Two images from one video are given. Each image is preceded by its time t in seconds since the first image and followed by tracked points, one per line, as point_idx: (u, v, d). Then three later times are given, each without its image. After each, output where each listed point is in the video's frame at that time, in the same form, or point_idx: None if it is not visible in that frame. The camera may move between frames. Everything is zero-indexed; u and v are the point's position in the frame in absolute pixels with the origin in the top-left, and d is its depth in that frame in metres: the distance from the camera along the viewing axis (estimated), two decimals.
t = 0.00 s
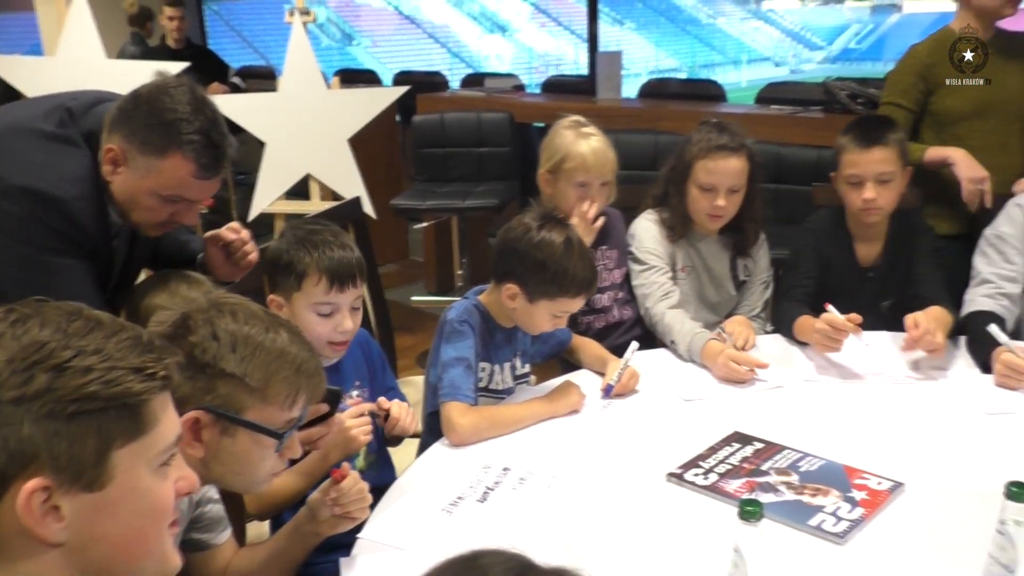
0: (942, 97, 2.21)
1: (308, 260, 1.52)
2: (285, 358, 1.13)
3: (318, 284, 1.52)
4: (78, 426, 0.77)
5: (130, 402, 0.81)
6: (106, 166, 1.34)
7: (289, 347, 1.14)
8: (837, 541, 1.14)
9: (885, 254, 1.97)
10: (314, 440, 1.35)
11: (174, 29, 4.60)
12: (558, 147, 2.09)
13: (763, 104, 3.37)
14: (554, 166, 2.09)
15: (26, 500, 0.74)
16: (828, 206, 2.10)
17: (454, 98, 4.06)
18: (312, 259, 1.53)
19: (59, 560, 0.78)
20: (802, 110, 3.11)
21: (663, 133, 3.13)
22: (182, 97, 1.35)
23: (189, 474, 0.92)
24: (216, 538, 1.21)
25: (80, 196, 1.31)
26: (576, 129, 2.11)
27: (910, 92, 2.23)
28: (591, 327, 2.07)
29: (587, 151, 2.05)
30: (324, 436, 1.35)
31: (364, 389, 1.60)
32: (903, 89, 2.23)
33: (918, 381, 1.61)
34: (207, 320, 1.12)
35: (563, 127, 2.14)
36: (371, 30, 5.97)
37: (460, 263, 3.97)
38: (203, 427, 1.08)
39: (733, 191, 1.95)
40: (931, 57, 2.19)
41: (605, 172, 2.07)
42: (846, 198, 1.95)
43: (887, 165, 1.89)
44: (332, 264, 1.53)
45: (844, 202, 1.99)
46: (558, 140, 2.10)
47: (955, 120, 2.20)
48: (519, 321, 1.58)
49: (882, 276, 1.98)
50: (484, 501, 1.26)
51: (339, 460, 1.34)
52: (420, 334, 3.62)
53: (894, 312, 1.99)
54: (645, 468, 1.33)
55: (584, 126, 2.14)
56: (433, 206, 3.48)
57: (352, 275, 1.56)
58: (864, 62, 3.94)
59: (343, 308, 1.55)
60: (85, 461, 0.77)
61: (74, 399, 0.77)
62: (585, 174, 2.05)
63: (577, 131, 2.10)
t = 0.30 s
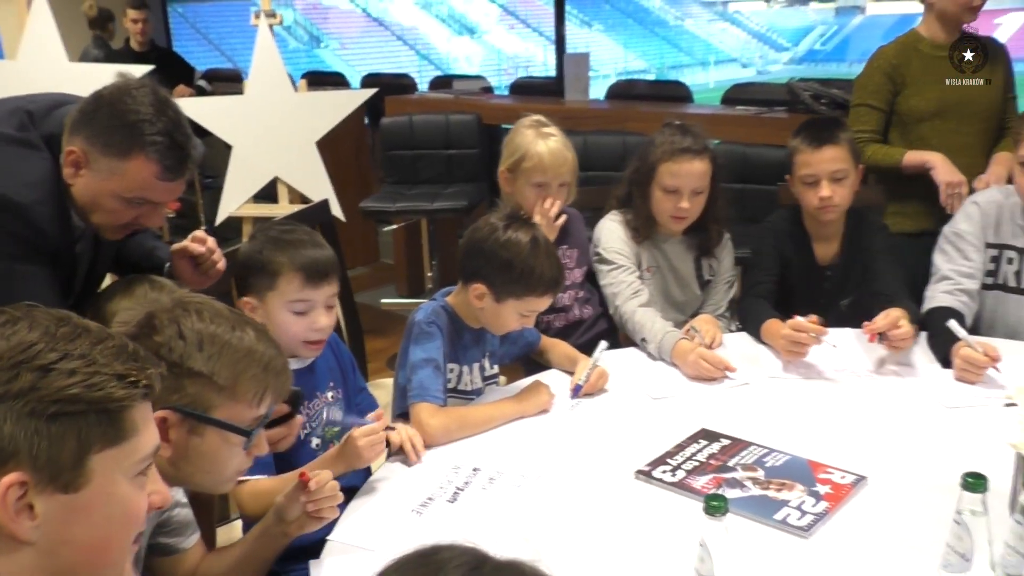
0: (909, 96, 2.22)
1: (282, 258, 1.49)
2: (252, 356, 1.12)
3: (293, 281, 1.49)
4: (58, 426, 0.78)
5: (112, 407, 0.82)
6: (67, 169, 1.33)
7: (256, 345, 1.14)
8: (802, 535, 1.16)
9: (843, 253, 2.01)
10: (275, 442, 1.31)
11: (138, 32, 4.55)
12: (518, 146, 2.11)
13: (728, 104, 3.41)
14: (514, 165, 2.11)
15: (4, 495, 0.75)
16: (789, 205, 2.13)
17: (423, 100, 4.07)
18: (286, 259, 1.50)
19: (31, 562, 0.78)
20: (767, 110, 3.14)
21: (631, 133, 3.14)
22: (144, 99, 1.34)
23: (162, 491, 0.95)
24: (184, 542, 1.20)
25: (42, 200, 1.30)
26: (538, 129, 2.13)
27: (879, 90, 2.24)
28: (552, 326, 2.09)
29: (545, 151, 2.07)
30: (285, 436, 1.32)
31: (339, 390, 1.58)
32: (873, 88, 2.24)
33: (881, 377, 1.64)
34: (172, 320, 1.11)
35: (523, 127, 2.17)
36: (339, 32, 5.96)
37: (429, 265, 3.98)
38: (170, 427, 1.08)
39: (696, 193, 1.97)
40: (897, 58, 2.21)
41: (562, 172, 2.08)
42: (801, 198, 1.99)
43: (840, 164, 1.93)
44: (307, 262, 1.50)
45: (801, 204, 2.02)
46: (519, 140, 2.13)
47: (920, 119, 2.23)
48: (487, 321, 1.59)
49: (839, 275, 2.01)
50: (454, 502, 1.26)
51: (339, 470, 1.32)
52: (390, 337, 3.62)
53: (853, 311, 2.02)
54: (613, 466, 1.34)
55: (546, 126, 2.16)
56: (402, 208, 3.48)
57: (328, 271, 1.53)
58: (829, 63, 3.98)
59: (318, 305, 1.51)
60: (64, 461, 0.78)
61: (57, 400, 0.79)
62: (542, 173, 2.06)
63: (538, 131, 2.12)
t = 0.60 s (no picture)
0: (892, 96, 2.25)
1: (222, 257, 1.49)
2: (204, 347, 1.12)
3: (223, 283, 1.47)
4: (59, 427, 0.82)
5: (110, 419, 0.86)
6: (24, 173, 1.31)
7: (207, 335, 1.13)
8: (768, 528, 1.18)
9: (806, 250, 2.04)
10: (231, 437, 1.32)
11: (102, 35, 4.50)
12: (481, 145, 2.12)
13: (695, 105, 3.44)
14: (476, 166, 2.11)
15: None
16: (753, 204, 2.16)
17: (393, 103, 4.08)
18: (224, 258, 1.49)
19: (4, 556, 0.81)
20: (733, 110, 3.18)
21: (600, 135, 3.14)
22: (104, 103, 1.33)
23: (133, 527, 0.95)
24: (150, 549, 1.17)
25: None
26: (500, 128, 2.14)
27: (864, 86, 2.26)
28: (519, 326, 2.08)
29: (507, 150, 2.08)
30: (241, 430, 1.33)
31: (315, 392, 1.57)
32: (857, 84, 2.27)
33: (847, 372, 1.66)
34: (121, 315, 1.10)
35: (485, 127, 2.17)
36: (307, 35, 5.94)
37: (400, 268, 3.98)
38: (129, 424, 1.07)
39: (661, 193, 1.99)
40: (885, 55, 2.22)
41: (525, 172, 2.10)
42: (766, 197, 2.01)
43: (802, 164, 1.96)
44: (238, 264, 1.47)
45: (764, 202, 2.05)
46: (481, 139, 2.13)
47: (904, 117, 2.25)
48: (454, 323, 1.60)
49: (803, 273, 2.05)
50: (425, 503, 1.26)
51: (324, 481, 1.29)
52: (361, 340, 3.61)
53: (817, 308, 2.06)
54: (584, 464, 1.35)
55: (508, 125, 2.17)
56: (372, 211, 3.48)
57: (256, 277, 1.47)
58: (795, 64, 4.04)
59: (247, 314, 1.46)
60: (57, 461, 0.81)
61: (64, 402, 0.83)
62: (506, 174, 2.08)
63: (500, 130, 2.13)
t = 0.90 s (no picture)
0: (867, 97, 2.28)
1: (183, 262, 1.47)
2: (142, 342, 1.16)
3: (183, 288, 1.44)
4: (34, 438, 0.82)
5: (84, 433, 0.86)
6: None
7: (144, 330, 1.18)
8: (732, 524, 1.19)
9: (767, 250, 2.08)
10: (193, 443, 1.31)
11: (61, 41, 4.45)
12: (449, 151, 2.12)
13: (659, 108, 3.47)
14: (446, 171, 2.12)
15: None
16: (715, 205, 2.19)
17: (358, 107, 4.08)
18: (185, 263, 1.46)
19: None
20: (695, 112, 3.22)
21: (565, 137, 3.17)
22: (55, 111, 1.37)
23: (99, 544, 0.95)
24: (111, 558, 1.16)
25: None
26: (466, 133, 2.14)
27: (840, 86, 2.29)
28: (491, 328, 2.08)
29: (476, 154, 2.08)
30: (203, 437, 1.32)
31: (279, 398, 1.57)
32: (834, 83, 2.29)
33: (810, 369, 1.69)
34: (56, 314, 1.13)
35: (452, 132, 2.18)
36: (272, 39, 5.91)
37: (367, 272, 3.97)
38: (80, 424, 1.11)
39: (621, 198, 2.01)
40: (864, 56, 2.25)
41: (494, 175, 2.10)
42: (728, 198, 2.04)
43: (764, 166, 1.99)
44: (198, 269, 1.45)
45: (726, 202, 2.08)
46: (449, 144, 2.14)
47: (880, 118, 2.27)
48: (418, 328, 1.60)
49: (766, 272, 2.09)
50: (393, 507, 1.26)
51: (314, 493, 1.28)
52: (328, 345, 3.60)
53: (780, 307, 2.10)
54: (550, 464, 1.36)
55: (474, 129, 2.17)
56: (338, 215, 3.47)
57: (215, 285, 1.44)
58: (759, 65, 4.10)
59: (206, 320, 1.43)
60: (30, 473, 0.81)
61: (40, 413, 0.83)
62: (475, 178, 2.08)
63: (467, 134, 2.13)
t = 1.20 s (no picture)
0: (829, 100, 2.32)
1: (149, 269, 1.44)
2: (109, 355, 1.17)
3: (150, 296, 1.43)
4: None
5: (46, 438, 0.85)
6: None
7: (111, 344, 1.18)
8: (702, 523, 1.21)
9: (735, 251, 2.10)
10: (157, 448, 1.32)
11: (23, 45, 4.38)
12: (427, 156, 2.11)
13: (629, 110, 3.50)
14: (423, 176, 2.10)
15: None
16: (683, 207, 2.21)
17: (327, 111, 4.07)
18: (152, 270, 1.45)
19: None
20: (663, 115, 3.24)
21: (535, 139, 3.18)
22: (12, 119, 1.35)
23: (62, 547, 0.93)
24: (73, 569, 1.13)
25: None
26: (444, 137, 2.14)
27: (803, 90, 2.32)
28: (469, 331, 2.07)
29: (454, 160, 2.08)
30: (168, 442, 1.33)
31: (248, 404, 1.56)
32: (797, 87, 2.33)
33: (779, 369, 1.71)
34: (22, 319, 1.12)
35: (429, 137, 2.16)
36: (240, 43, 5.84)
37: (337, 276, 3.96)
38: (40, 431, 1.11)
39: (588, 204, 2.02)
40: (824, 59, 2.29)
41: (472, 180, 2.11)
42: (696, 200, 2.07)
43: (733, 169, 2.01)
44: (166, 277, 1.43)
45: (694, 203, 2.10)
46: (425, 148, 2.13)
47: (844, 122, 2.31)
48: (394, 345, 1.61)
49: (734, 273, 2.12)
50: (364, 511, 1.25)
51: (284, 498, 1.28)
52: (299, 350, 3.58)
53: (749, 306, 2.13)
54: (522, 466, 1.37)
55: (451, 134, 2.18)
56: (307, 220, 3.46)
57: (185, 294, 1.42)
58: (727, 68, 4.16)
59: (175, 329, 1.42)
60: None
61: (1, 418, 0.82)
62: (453, 183, 2.08)
63: (444, 139, 2.14)
